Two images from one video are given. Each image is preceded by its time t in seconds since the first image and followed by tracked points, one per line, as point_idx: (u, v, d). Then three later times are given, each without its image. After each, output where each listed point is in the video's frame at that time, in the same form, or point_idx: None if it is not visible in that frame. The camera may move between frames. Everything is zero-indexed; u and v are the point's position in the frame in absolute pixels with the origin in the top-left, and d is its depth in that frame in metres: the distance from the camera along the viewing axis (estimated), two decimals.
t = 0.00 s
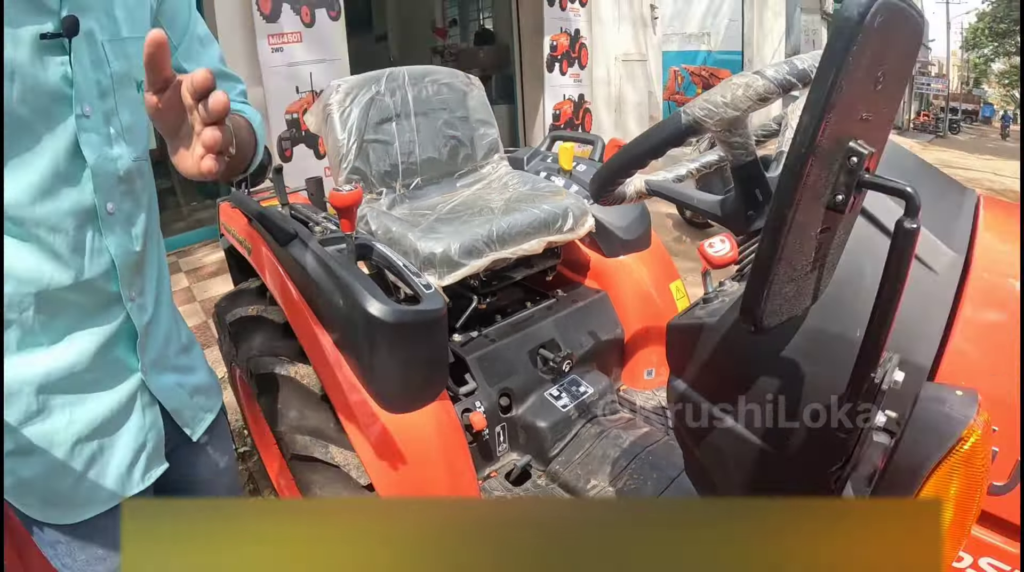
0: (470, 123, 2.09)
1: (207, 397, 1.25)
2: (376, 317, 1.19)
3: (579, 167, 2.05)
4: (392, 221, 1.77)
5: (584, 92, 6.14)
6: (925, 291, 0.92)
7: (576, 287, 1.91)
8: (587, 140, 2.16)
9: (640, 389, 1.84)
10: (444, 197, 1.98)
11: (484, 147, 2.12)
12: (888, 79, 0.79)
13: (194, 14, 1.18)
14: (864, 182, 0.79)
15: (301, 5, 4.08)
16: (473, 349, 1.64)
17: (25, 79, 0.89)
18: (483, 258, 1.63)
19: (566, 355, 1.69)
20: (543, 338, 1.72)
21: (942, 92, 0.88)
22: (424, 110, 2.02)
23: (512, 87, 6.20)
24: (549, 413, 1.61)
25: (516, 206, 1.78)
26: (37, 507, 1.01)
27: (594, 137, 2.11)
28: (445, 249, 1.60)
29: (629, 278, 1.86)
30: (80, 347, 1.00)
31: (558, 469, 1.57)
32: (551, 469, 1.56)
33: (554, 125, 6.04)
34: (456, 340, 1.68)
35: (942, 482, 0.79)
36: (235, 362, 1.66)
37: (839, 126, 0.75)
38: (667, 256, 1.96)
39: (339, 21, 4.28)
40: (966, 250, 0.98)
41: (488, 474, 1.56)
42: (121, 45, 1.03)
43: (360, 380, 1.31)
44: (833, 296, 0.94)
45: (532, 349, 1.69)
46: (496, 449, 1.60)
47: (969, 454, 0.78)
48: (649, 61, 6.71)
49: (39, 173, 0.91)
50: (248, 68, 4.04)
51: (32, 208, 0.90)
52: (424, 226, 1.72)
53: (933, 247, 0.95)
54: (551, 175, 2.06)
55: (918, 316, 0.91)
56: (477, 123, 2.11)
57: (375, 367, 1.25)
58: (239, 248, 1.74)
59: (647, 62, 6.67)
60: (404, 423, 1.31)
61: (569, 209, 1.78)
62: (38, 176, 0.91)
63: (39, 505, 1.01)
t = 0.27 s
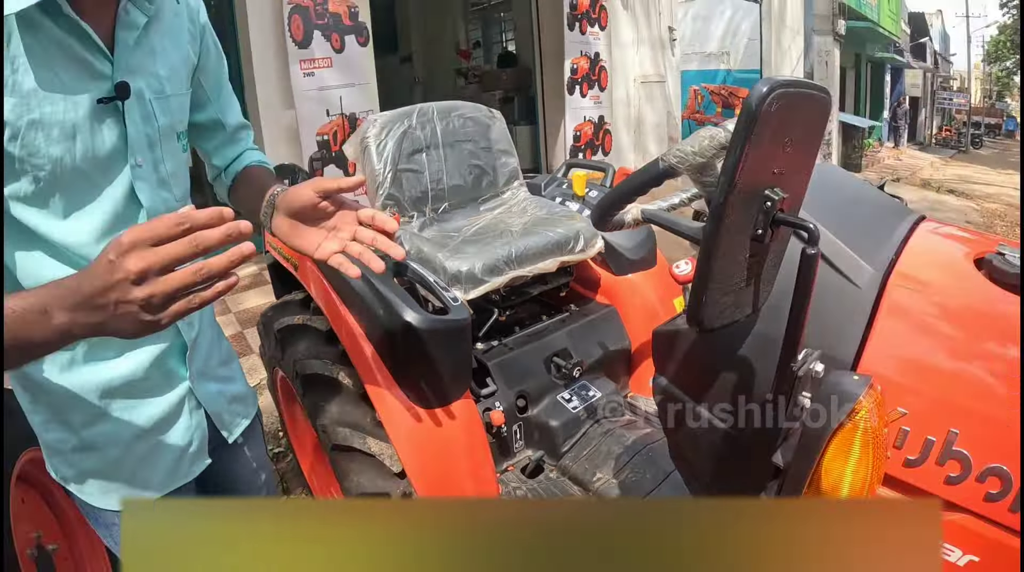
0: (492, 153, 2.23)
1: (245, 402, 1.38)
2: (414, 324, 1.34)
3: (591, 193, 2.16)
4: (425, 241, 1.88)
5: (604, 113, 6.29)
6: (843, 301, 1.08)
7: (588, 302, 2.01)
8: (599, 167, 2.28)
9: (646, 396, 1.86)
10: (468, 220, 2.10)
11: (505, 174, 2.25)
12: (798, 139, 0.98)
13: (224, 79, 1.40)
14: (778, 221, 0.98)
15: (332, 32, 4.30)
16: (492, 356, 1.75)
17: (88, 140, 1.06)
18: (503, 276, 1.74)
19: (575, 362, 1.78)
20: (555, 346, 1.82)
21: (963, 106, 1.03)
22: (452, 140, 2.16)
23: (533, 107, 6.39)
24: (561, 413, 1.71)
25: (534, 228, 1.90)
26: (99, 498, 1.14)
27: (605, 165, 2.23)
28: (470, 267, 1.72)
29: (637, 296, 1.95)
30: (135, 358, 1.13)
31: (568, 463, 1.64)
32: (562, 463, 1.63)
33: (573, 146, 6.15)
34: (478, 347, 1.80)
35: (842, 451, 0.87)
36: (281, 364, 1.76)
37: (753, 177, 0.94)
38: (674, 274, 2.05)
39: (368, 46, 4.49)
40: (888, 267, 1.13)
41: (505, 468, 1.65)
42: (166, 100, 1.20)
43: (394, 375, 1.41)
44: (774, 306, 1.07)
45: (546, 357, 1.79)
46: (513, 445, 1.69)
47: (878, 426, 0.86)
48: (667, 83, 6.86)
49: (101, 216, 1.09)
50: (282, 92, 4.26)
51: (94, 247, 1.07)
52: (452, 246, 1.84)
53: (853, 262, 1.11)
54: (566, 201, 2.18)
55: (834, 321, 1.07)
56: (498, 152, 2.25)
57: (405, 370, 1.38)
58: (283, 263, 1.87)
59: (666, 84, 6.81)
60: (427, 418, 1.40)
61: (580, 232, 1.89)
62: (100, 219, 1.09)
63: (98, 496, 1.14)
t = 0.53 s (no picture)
0: (520, 175, 2.31)
1: (279, 408, 1.46)
2: (451, 335, 1.41)
3: (615, 214, 2.23)
4: (459, 258, 1.96)
5: (627, 131, 6.35)
6: (834, 311, 1.20)
7: (611, 317, 2.07)
8: (623, 188, 2.35)
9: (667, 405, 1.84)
10: (498, 239, 2.18)
11: (532, 196, 2.33)
12: (790, 173, 1.06)
13: (242, 109, 1.51)
14: (773, 243, 1.06)
15: (362, 54, 4.45)
16: (521, 365, 1.82)
17: (139, 173, 1.17)
18: (530, 292, 1.81)
19: (599, 372, 1.85)
20: (580, 358, 1.88)
21: (987, 120, 1.02)
22: (484, 162, 2.25)
23: (558, 125, 6.49)
24: (585, 420, 1.76)
25: (560, 247, 1.97)
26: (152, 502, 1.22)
27: (628, 185, 2.30)
28: (499, 282, 1.79)
29: (659, 311, 1.99)
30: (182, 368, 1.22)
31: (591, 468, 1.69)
32: (585, 468, 1.69)
33: (598, 164, 6.23)
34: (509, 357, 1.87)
35: (832, 446, 0.93)
36: (320, 370, 1.82)
37: (749, 205, 1.02)
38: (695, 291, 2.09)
39: (397, 67, 4.63)
40: (877, 281, 1.24)
41: (532, 471, 1.70)
42: (201, 132, 1.31)
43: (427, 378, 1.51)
44: (774, 314, 1.18)
45: (571, 367, 1.86)
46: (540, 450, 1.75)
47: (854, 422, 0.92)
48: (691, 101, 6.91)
49: (153, 240, 1.19)
50: (314, 112, 4.41)
51: (146, 269, 1.18)
52: (483, 264, 1.92)
53: (844, 276, 1.23)
54: (591, 220, 2.25)
55: (823, 328, 1.19)
56: (527, 174, 2.33)
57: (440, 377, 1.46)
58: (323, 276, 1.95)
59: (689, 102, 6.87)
60: (463, 422, 1.45)
61: (604, 251, 1.96)
62: (152, 244, 1.19)
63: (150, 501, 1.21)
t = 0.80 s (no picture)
0: (550, 192, 2.37)
1: (313, 413, 1.51)
2: (485, 344, 1.46)
3: (642, 230, 2.28)
4: (492, 272, 2.02)
5: (652, 147, 6.40)
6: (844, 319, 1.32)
7: (637, 330, 2.10)
8: (649, 204, 2.40)
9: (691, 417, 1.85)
10: (529, 253, 2.24)
11: (561, 212, 2.39)
12: (803, 193, 1.14)
13: (270, 131, 1.54)
14: (788, 256, 1.14)
15: (392, 72, 4.58)
16: (550, 375, 1.87)
17: (183, 190, 1.20)
18: (559, 305, 1.86)
19: (626, 383, 1.88)
20: (607, 368, 1.92)
21: (1012, 131, 1.02)
22: (515, 180, 2.31)
23: (583, 141, 6.60)
24: (611, 427, 1.79)
25: (589, 262, 2.02)
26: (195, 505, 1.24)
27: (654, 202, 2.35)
28: (530, 295, 1.84)
29: (685, 325, 2.00)
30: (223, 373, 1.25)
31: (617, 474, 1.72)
32: (611, 474, 1.72)
33: (624, 180, 6.32)
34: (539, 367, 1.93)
35: (842, 445, 1.05)
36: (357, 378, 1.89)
37: (765, 223, 1.10)
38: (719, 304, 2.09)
39: (425, 85, 4.74)
40: (886, 292, 1.35)
41: (559, 477, 1.74)
42: (237, 150, 1.35)
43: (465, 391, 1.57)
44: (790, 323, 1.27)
45: (598, 378, 1.90)
46: (569, 457, 1.79)
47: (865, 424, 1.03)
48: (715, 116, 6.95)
49: (196, 254, 1.23)
50: (345, 129, 4.55)
51: (191, 282, 1.22)
52: (515, 277, 1.98)
53: (855, 287, 1.35)
54: (618, 236, 2.30)
55: (836, 335, 1.31)
56: (556, 191, 2.39)
57: (475, 381, 1.52)
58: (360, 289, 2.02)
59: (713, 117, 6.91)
60: (494, 429, 1.50)
61: (631, 265, 2.00)
62: (195, 258, 1.23)
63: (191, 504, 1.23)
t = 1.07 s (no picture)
0: (558, 205, 2.43)
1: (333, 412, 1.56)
2: (496, 348, 1.52)
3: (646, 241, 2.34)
4: (502, 280, 2.07)
5: (660, 160, 6.45)
6: (828, 322, 1.46)
7: (641, 337, 2.15)
8: (653, 217, 2.46)
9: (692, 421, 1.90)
10: (537, 263, 2.29)
11: (569, 224, 2.45)
12: (787, 211, 1.22)
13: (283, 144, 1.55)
14: (772, 266, 1.22)
15: (405, 85, 4.67)
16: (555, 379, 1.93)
17: (209, 196, 1.21)
18: (566, 312, 1.91)
19: (630, 387, 1.92)
20: (611, 374, 1.97)
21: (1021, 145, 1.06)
22: (525, 193, 2.38)
23: (591, 154, 6.68)
24: (614, 429, 1.83)
25: (595, 272, 2.07)
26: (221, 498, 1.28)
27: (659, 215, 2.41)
28: (537, 302, 1.90)
29: (688, 334, 2.06)
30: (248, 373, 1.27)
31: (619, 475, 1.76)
32: (614, 474, 1.75)
33: (631, 193, 6.32)
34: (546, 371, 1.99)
35: (822, 438, 1.15)
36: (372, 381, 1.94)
37: (752, 234, 1.18)
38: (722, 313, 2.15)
39: (437, 98, 4.84)
40: (864, 298, 1.48)
41: (565, 477, 1.78)
42: (260, 160, 1.36)
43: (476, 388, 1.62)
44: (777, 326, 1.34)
45: (602, 383, 1.94)
46: (574, 457, 1.84)
47: (837, 420, 1.13)
48: (722, 129, 7.02)
49: (224, 258, 1.23)
50: (358, 140, 4.63)
51: (219, 283, 1.22)
52: (523, 286, 2.04)
53: (837, 293, 1.48)
54: (623, 248, 2.36)
55: (821, 336, 1.45)
56: (564, 204, 2.46)
57: (485, 382, 1.57)
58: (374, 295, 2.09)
59: (720, 131, 6.98)
60: (505, 429, 1.55)
61: (636, 275, 2.06)
62: (223, 262, 1.23)
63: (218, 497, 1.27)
